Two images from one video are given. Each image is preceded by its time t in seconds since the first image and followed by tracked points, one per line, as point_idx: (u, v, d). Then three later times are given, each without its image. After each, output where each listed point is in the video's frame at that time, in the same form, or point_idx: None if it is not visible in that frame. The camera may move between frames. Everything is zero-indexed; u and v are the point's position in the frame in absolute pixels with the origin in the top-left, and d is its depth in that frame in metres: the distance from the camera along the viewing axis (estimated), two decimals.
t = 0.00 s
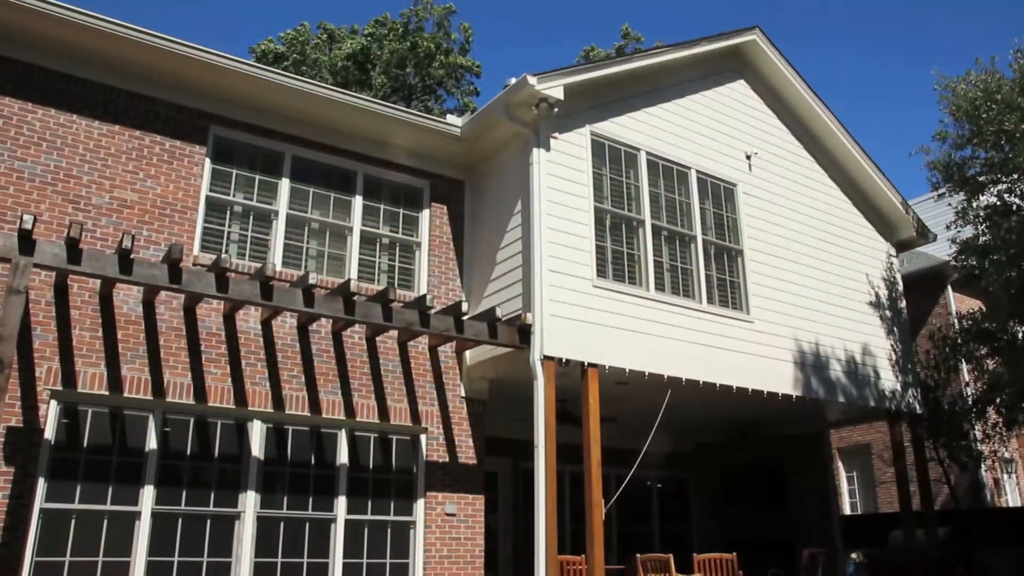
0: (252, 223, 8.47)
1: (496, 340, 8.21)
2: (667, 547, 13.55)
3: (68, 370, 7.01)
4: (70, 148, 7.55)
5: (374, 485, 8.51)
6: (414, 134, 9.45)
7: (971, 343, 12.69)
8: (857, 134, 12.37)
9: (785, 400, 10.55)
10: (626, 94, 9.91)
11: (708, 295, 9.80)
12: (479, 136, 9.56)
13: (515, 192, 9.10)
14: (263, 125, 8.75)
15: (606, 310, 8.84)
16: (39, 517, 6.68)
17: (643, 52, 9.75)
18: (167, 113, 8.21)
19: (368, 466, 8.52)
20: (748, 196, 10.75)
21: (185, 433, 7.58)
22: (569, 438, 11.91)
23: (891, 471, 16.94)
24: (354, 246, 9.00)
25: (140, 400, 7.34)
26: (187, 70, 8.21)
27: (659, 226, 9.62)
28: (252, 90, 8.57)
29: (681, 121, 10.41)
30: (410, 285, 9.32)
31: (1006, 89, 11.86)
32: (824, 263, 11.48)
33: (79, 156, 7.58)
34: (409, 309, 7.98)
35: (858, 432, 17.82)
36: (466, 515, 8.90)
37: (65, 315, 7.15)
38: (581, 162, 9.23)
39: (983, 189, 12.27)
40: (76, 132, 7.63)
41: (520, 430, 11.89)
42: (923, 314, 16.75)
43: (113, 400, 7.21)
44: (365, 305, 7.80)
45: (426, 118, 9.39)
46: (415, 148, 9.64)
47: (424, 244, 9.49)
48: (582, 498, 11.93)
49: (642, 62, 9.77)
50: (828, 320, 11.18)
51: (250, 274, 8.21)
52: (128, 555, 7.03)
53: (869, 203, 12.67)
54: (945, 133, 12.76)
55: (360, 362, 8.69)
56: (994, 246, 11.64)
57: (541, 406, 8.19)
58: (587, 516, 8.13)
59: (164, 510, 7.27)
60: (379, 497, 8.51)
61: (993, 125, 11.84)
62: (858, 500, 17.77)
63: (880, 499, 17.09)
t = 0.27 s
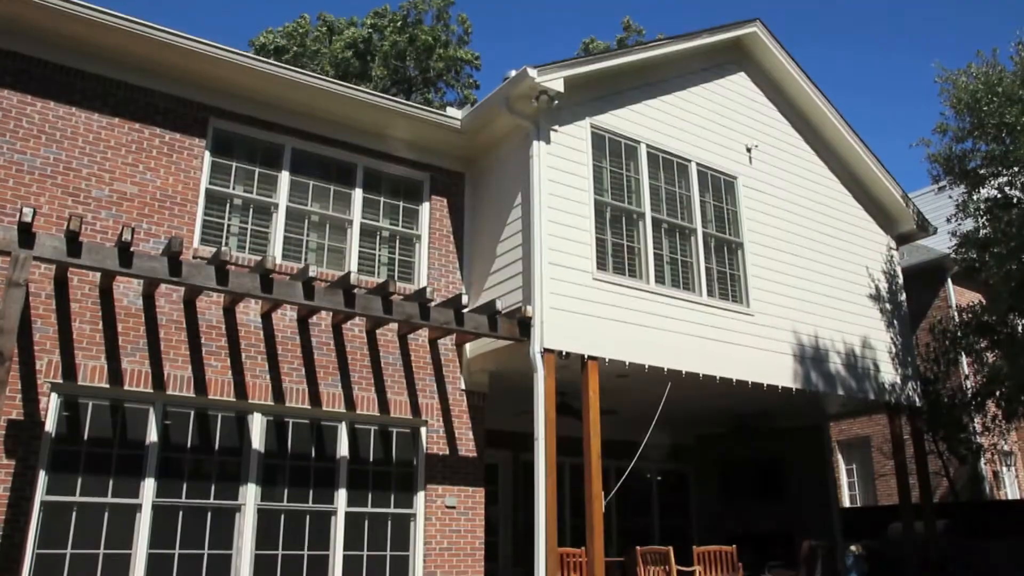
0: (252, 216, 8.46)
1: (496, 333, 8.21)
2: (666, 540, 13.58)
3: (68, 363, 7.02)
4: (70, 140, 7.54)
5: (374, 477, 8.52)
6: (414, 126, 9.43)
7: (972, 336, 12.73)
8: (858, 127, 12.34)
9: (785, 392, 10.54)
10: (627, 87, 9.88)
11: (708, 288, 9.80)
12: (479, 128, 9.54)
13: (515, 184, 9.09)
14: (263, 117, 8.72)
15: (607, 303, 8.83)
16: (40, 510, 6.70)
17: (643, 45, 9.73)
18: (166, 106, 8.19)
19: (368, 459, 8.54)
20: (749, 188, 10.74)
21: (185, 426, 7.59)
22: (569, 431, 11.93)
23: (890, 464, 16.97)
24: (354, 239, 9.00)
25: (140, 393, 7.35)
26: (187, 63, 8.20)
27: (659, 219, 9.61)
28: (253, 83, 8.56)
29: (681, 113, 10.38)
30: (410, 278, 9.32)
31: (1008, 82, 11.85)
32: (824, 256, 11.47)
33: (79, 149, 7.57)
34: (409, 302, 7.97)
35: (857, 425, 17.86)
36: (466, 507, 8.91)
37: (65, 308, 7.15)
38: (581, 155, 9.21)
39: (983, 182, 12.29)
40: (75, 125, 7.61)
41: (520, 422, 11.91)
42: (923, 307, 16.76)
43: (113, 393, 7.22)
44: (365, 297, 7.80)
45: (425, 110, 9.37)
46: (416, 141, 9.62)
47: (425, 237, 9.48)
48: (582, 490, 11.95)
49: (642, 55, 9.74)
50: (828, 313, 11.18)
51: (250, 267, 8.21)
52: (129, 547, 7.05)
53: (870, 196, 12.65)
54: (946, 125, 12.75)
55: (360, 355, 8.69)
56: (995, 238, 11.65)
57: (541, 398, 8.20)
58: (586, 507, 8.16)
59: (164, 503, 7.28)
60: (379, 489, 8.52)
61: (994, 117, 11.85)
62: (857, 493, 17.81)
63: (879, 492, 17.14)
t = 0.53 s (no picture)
0: (252, 208, 8.46)
1: (496, 325, 8.20)
2: (666, 531, 13.61)
3: (68, 355, 7.02)
4: (69, 133, 7.53)
5: (374, 469, 8.54)
6: (414, 118, 9.42)
7: (971, 329, 12.74)
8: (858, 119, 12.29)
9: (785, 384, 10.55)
10: (628, 79, 9.87)
11: (708, 280, 9.80)
12: (479, 120, 9.53)
13: (515, 176, 9.07)
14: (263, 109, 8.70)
15: (608, 295, 8.83)
16: (41, 501, 6.72)
17: (643, 36, 9.71)
18: (165, 98, 8.17)
19: (369, 450, 8.55)
20: (749, 181, 10.73)
21: (186, 419, 7.60)
22: (569, 423, 11.94)
23: (889, 456, 17.00)
24: (354, 231, 8.99)
25: (140, 385, 7.35)
26: (187, 55, 8.18)
27: (659, 211, 9.60)
28: (253, 75, 8.54)
29: (682, 105, 10.36)
30: (410, 270, 9.31)
31: (1009, 74, 11.82)
32: (825, 249, 11.47)
33: (78, 141, 7.56)
34: (409, 294, 7.96)
35: (856, 417, 17.90)
36: (466, 499, 8.93)
37: (65, 300, 7.15)
38: (581, 147, 9.19)
39: (984, 174, 12.27)
40: (74, 117, 7.60)
41: (520, 414, 11.92)
42: (923, 299, 16.76)
43: (114, 385, 7.23)
44: (365, 290, 7.80)
45: (426, 102, 9.35)
46: (416, 133, 9.60)
47: (424, 229, 9.47)
48: (582, 482, 11.97)
49: (642, 47, 9.72)
50: (828, 306, 11.17)
51: (250, 259, 8.21)
52: (130, 539, 7.06)
53: (870, 189, 12.65)
54: (947, 117, 12.73)
55: (360, 347, 8.69)
56: (995, 230, 11.64)
57: (541, 390, 8.20)
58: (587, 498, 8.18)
59: (165, 494, 7.29)
60: (379, 481, 8.54)
61: (995, 110, 11.85)
62: (857, 485, 17.86)
63: (879, 485, 17.18)
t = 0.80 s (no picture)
0: (251, 199, 8.45)
1: (496, 316, 8.20)
2: (666, 522, 13.66)
3: (68, 346, 7.03)
4: (68, 124, 7.51)
5: (374, 460, 8.55)
6: (414, 109, 9.39)
7: (971, 320, 12.74)
8: (859, 110, 12.26)
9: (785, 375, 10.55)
10: (628, 70, 9.84)
11: (708, 271, 9.80)
12: (479, 111, 9.50)
13: (516, 167, 9.06)
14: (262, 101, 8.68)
15: (608, 286, 8.83)
16: (42, 492, 6.74)
17: (643, 27, 9.68)
18: (165, 88, 8.15)
19: (369, 441, 8.57)
20: (750, 172, 10.72)
21: (186, 410, 7.61)
22: (569, 415, 11.97)
23: (889, 447, 17.04)
24: (353, 223, 8.98)
25: (141, 376, 7.36)
26: (187, 45, 8.16)
27: (659, 202, 9.59)
28: (254, 66, 8.52)
29: (682, 97, 10.33)
30: (410, 261, 9.31)
31: (1011, 66, 11.78)
32: (825, 240, 11.47)
33: (78, 132, 7.55)
34: (409, 285, 7.96)
35: (856, 408, 17.93)
36: (466, 490, 8.94)
37: (65, 291, 7.15)
38: (581, 139, 9.17)
39: (984, 165, 12.26)
40: (73, 108, 7.58)
41: (520, 406, 11.94)
42: (923, 291, 16.76)
43: (114, 376, 7.24)
44: (365, 281, 7.80)
45: (426, 92, 9.33)
46: (416, 124, 9.58)
47: (424, 220, 9.46)
48: (582, 473, 11.99)
49: (642, 38, 9.69)
50: (829, 297, 11.17)
51: (250, 251, 8.20)
52: (131, 530, 7.09)
53: (869, 180, 12.62)
54: (948, 108, 12.69)
55: (360, 338, 8.69)
56: (995, 222, 11.64)
57: (541, 381, 8.21)
58: (586, 491, 8.18)
59: (165, 485, 7.31)
60: (379, 472, 8.55)
61: (997, 101, 11.81)
62: (856, 476, 17.90)
63: (878, 476, 17.22)
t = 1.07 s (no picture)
0: (251, 189, 8.44)
1: (496, 306, 8.20)
2: (666, 512, 13.70)
3: (69, 336, 7.04)
4: (67, 114, 7.50)
5: (375, 450, 8.56)
6: (414, 99, 9.37)
7: (971, 311, 12.73)
8: (860, 99, 12.21)
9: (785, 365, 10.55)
10: (629, 60, 9.82)
11: (708, 261, 9.79)
12: (479, 101, 9.48)
13: (516, 156, 9.04)
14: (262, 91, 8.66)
15: (608, 276, 8.82)
16: (44, 482, 6.77)
17: (644, 16, 9.64)
18: (164, 78, 8.13)
19: (369, 431, 8.58)
20: (750, 162, 10.70)
21: (187, 401, 7.62)
22: (569, 405, 11.99)
23: (888, 437, 17.08)
24: (353, 213, 8.96)
25: (141, 366, 7.37)
26: (186, 35, 8.14)
27: (659, 192, 9.58)
28: (253, 56, 8.50)
29: (683, 87, 10.30)
30: (410, 251, 9.30)
31: (1013, 56, 11.74)
32: (825, 231, 11.46)
33: (77, 122, 7.54)
34: (409, 275, 7.95)
35: (855, 399, 17.97)
36: (466, 480, 8.96)
37: (65, 281, 7.16)
38: (581, 129, 9.15)
39: (985, 156, 12.25)
40: (72, 98, 7.56)
41: (520, 396, 11.96)
42: (923, 282, 16.77)
43: (114, 366, 7.25)
44: (365, 271, 7.79)
45: (426, 81, 9.30)
46: (416, 113, 9.56)
47: (424, 210, 9.45)
48: (582, 463, 12.02)
49: (643, 27, 9.66)
50: (829, 287, 11.16)
51: (250, 241, 8.20)
52: (132, 519, 7.11)
53: (870, 170, 12.59)
54: (949, 98, 12.65)
55: (360, 328, 8.70)
56: (995, 212, 11.62)
57: (541, 370, 8.22)
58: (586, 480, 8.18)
59: (166, 475, 7.32)
60: (380, 461, 8.56)
61: (998, 92, 11.78)
62: (855, 466, 17.95)
63: (877, 466, 17.26)
